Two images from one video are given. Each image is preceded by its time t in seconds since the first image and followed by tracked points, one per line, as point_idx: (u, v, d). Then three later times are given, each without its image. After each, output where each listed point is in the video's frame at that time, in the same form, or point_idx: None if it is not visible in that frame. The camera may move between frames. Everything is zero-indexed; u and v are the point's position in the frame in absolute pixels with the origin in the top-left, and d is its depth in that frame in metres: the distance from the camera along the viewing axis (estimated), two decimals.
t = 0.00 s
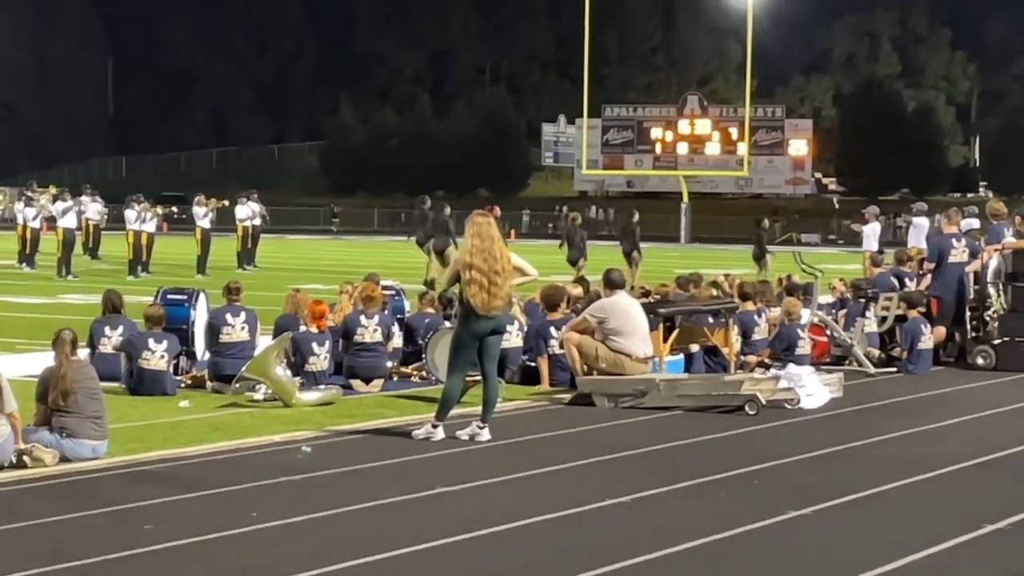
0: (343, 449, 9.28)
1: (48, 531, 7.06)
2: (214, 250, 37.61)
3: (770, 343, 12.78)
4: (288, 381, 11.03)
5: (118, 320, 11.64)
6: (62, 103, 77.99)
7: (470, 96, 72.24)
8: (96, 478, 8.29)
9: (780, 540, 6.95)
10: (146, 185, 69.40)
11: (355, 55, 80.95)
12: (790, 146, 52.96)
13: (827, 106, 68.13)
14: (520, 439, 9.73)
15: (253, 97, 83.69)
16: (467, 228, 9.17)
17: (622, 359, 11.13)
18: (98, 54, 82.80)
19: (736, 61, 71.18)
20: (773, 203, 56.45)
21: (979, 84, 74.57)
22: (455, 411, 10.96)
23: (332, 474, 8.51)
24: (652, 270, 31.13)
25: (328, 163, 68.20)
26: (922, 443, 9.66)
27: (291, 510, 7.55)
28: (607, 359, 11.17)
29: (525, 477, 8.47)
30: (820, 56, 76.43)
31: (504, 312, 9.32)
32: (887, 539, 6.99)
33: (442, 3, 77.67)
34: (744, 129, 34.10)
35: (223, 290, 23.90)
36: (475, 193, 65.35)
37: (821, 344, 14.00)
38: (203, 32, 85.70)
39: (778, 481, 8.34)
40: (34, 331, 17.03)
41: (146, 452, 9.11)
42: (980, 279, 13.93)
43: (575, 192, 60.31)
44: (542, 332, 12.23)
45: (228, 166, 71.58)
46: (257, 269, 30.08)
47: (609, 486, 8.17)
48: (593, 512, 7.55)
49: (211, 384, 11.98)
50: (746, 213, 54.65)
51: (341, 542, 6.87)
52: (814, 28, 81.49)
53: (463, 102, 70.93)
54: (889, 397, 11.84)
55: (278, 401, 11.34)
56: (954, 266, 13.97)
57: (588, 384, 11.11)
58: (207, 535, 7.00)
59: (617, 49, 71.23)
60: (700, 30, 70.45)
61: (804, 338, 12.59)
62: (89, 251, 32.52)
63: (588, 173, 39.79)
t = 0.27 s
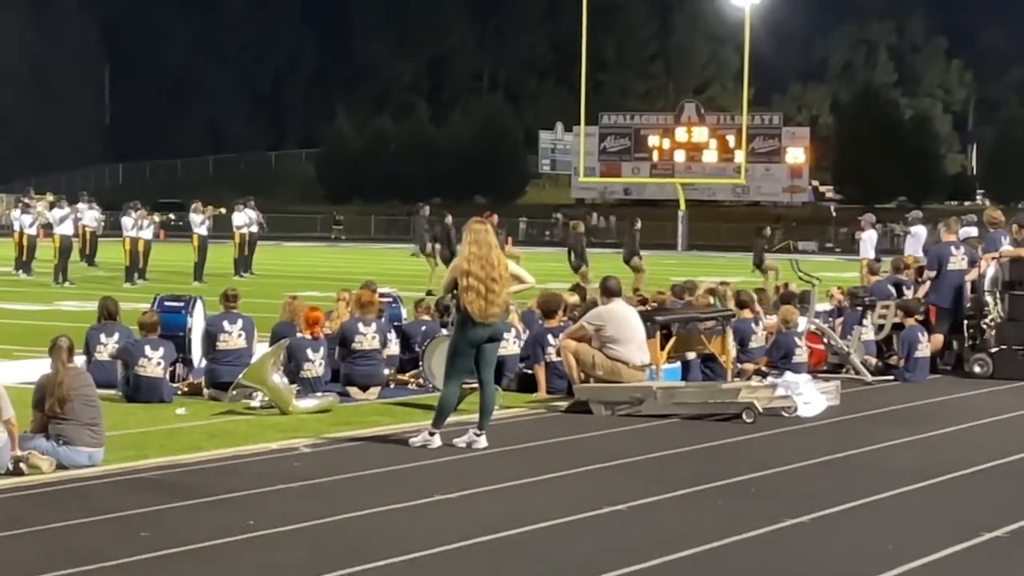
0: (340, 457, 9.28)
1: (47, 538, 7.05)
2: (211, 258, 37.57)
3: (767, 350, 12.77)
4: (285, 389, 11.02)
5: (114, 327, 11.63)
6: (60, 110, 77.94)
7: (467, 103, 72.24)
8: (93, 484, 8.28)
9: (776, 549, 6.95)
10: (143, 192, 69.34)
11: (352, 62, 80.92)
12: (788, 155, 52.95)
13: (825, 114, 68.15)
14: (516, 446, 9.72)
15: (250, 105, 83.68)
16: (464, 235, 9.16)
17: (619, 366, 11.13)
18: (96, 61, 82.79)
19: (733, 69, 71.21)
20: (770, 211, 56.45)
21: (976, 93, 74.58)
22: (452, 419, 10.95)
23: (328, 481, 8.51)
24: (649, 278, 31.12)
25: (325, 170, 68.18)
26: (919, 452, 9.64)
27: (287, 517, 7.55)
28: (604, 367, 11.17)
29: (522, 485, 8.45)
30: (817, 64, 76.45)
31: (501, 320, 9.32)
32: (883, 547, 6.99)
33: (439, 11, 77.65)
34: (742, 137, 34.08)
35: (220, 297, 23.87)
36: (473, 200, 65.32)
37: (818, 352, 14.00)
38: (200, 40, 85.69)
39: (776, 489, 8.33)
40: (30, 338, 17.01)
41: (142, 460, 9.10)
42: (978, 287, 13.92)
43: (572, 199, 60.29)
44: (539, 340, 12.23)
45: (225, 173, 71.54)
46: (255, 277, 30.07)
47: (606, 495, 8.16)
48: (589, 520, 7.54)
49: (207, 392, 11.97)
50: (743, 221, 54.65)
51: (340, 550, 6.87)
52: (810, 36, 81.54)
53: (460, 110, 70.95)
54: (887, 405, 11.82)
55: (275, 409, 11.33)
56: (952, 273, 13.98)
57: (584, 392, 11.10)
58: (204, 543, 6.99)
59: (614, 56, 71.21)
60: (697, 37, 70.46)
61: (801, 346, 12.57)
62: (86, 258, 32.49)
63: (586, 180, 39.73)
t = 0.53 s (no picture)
0: (338, 463, 9.27)
1: (46, 544, 7.04)
2: (210, 264, 37.56)
3: (765, 357, 12.77)
4: (283, 394, 11.01)
5: (111, 333, 11.63)
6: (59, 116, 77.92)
7: (466, 109, 72.26)
8: (91, 490, 8.28)
9: (773, 555, 6.95)
10: (141, 198, 69.26)
11: (350, 68, 80.93)
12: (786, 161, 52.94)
13: (823, 121, 68.21)
14: (514, 453, 9.71)
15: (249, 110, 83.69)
16: (462, 241, 9.17)
17: (617, 373, 11.13)
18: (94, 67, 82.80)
19: (732, 75, 71.25)
20: (769, 217, 56.46)
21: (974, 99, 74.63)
22: (450, 425, 10.93)
23: (326, 487, 8.50)
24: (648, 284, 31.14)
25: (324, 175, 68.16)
26: (917, 458, 9.64)
27: (285, 523, 7.54)
28: (602, 373, 11.17)
29: (520, 491, 8.45)
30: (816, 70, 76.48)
31: (499, 326, 9.32)
32: (881, 554, 7.00)
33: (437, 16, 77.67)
34: (740, 143, 34.10)
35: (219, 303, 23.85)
36: (471, 207, 65.32)
37: (816, 359, 14.00)
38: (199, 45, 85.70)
39: (774, 495, 8.33)
40: (28, 344, 16.99)
41: (140, 465, 9.09)
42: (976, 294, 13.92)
43: (571, 205, 60.29)
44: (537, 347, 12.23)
45: (224, 179, 71.49)
46: (253, 282, 30.06)
47: (604, 502, 8.15)
48: (587, 526, 7.54)
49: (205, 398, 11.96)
50: (742, 228, 54.64)
51: (339, 557, 6.86)
52: (808, 43, 81.60)
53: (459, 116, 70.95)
54: (884, 412, 11.82)
55: (272, 415, 11.32)
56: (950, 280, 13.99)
57: (583, 399, 11.10)
58: (203, 548, 6.99)
59: (613, 63, 71.22)
60: (696, 44, 70.50)
61: (800, 352, 12.57)
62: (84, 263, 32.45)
63: (584, 186, 39.69)
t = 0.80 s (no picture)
0: (338, 466, 9.27)
1: (47, 545, 7.05)
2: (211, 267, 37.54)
3: (765, 361, 12.76)
4: (284, 398, 11.02)
5: (112, 335, 11.64)
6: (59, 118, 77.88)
7: (466, 113, 72.27)
8: (92, 493, 8.28)
9: (774, 559, 6.93)
10: (141, 201, 69.28)
11: (350, 72, 80.94)
12: (786, 165, 53.00)
13: (824, 126, 68.24)
14: (515, 456, 9.70)
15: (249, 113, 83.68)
16: (463, 244, 9.16)
17: (617, 376, 11.13)
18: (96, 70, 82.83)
19: (732, 80, 71.25)
20: (769, 221, 56.48)
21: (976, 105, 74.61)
22: (450, 428, 10.92)
23: (325, 490, 8.50)
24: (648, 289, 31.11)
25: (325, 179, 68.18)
26: (917, 462, 9.64)
27: (284, 526, 7.53)
28: (603, 376, 11.16)
29: (520, 494, 8.45)
30: (816, 74, 76.54)
31: (500, 328, 9.32)
32: (882, 558, 6.99)
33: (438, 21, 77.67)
34: (741, 148, 34.09)
35: (219, 306, 23.84)
36: (472, 211, 65.31)
37: (817, 363, 14.00)
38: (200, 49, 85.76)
39: (774, 499, 8.33)
40: (31, 347, 17.01)
41: (141, 468, 9.10)
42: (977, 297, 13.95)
43: (571, 209, 60.31)
44: (537, 350, 12.24)
45: (224, 183, 71.52)
46: (253, 285, 30.05)
47: (605, 504, 8.16)
48: (587, 530, 7.53)
49: (205, 401, 11.96)
50: (743, 232, 54.64)
51: (340, 559, 6.87)
52: (809, 48, 81.63)
53: (459, 120, 70.95)
54: (885, 416, 11.82)
55: (273, 418, 11.32)
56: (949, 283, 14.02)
57: (584, 402, 11.10)
58: (203, 551, 6.99)
59: (613, 68, 71.26)
60: (697, 49, 70.52)
61: (800, 356, 12.58)
62: (85, 267, 32.44)
63: (584, 191, 39.69)
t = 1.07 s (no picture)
0: (341, 466, 9.28)
1: (50, 545, 7.06)
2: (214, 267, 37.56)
3: (768, 361, 12.75)
4: (287, 398, 11.03)
5: (114, 336, 11.65)
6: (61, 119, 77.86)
7: (469, 114, 72.27)
8: (95, 493, 8.30)
9: (777, 559, 6.95)
10: (144, 202, 69.29)
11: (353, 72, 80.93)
12: (788, 165, 53.00)
13: (826, 127, 68.25)
14: (518, 456, 9.71)
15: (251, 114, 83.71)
16: (466, 245, 9.16)
17: (620, 377, 11.14)
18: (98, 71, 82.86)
19: (735, 81, 71.24)
20: (771, 222, 56.51)
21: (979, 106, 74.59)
22: (453, 429, 10.93)
23: (328, 491, 8.50)
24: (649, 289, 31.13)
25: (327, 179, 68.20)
26: (918, 463, 9.65)
27: (286, 527, 7.54)
28: (605, 377, 11.17)
29: (521, 496, 8.45)
30: (818, 75, 76.55)
31: (502, 329, 9.33)
32: (884, 558, 7.00)
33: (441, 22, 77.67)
34: (743, 149, 34.07)
35: (221, 306, 23.85)
36: (474, 211, 65.29)
37: (819, 364, 14.01)
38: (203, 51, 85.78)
39: (776, 499, 8.34)
40: (35, 347, 17.03)
41: (144, 467, 9.11)
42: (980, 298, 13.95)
43: (574, 209, 60.30)
44: (540, 351, 12.24)
45: (227, 183, 71.54)
46: (256, 285, 30.07)
47: (607, 504, 8.17)
48: (589, 531, 7.54)
49: (208, 401, 11.97)
50: (745, 233, 54.63)
51: (343, 560, 6.87)
52: (811, 49, 81.64)
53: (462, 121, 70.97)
54: (887, 417, 11.82)
55: (276, 418, 11.33)
56: (951, 284, 14.01)
57: (586, 403, 11.10)
58: (207, 551, 7.01)
59: (615, 69, 71.23)
60: (699, 50, 70.50)
61: (803, 357, 12.56)
62: (88, 267, 32.46)
63: (586, 191, 39.66)
